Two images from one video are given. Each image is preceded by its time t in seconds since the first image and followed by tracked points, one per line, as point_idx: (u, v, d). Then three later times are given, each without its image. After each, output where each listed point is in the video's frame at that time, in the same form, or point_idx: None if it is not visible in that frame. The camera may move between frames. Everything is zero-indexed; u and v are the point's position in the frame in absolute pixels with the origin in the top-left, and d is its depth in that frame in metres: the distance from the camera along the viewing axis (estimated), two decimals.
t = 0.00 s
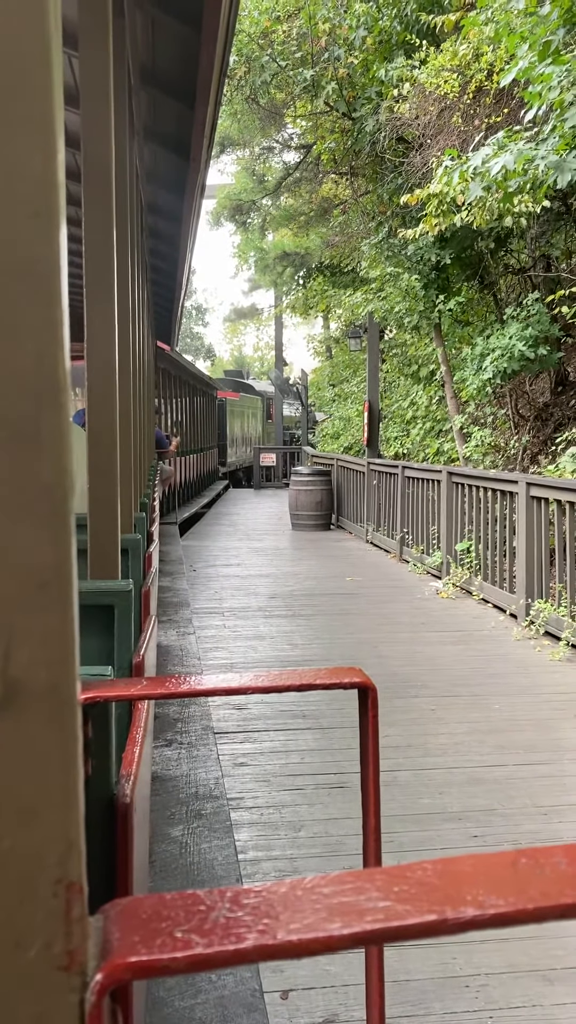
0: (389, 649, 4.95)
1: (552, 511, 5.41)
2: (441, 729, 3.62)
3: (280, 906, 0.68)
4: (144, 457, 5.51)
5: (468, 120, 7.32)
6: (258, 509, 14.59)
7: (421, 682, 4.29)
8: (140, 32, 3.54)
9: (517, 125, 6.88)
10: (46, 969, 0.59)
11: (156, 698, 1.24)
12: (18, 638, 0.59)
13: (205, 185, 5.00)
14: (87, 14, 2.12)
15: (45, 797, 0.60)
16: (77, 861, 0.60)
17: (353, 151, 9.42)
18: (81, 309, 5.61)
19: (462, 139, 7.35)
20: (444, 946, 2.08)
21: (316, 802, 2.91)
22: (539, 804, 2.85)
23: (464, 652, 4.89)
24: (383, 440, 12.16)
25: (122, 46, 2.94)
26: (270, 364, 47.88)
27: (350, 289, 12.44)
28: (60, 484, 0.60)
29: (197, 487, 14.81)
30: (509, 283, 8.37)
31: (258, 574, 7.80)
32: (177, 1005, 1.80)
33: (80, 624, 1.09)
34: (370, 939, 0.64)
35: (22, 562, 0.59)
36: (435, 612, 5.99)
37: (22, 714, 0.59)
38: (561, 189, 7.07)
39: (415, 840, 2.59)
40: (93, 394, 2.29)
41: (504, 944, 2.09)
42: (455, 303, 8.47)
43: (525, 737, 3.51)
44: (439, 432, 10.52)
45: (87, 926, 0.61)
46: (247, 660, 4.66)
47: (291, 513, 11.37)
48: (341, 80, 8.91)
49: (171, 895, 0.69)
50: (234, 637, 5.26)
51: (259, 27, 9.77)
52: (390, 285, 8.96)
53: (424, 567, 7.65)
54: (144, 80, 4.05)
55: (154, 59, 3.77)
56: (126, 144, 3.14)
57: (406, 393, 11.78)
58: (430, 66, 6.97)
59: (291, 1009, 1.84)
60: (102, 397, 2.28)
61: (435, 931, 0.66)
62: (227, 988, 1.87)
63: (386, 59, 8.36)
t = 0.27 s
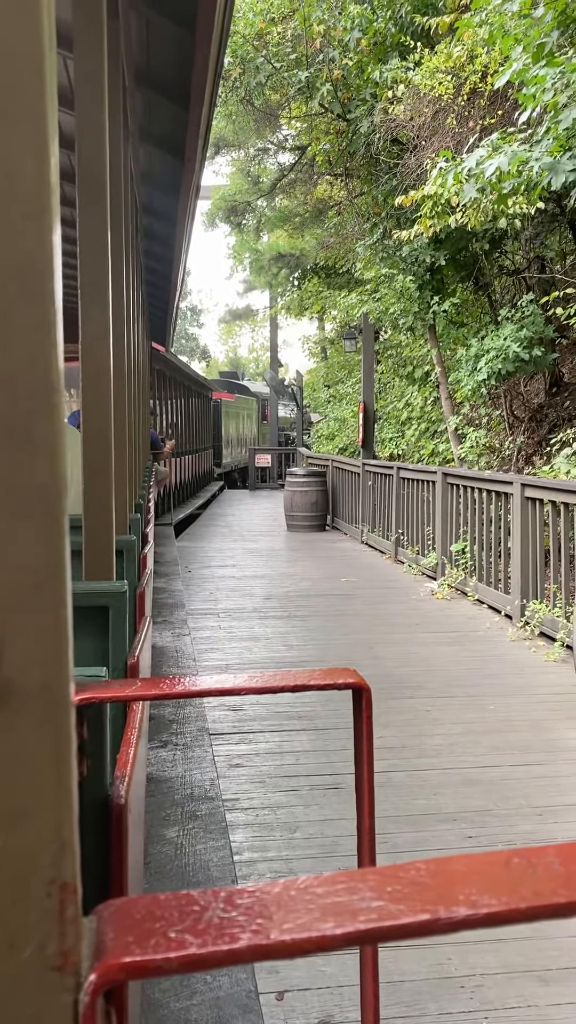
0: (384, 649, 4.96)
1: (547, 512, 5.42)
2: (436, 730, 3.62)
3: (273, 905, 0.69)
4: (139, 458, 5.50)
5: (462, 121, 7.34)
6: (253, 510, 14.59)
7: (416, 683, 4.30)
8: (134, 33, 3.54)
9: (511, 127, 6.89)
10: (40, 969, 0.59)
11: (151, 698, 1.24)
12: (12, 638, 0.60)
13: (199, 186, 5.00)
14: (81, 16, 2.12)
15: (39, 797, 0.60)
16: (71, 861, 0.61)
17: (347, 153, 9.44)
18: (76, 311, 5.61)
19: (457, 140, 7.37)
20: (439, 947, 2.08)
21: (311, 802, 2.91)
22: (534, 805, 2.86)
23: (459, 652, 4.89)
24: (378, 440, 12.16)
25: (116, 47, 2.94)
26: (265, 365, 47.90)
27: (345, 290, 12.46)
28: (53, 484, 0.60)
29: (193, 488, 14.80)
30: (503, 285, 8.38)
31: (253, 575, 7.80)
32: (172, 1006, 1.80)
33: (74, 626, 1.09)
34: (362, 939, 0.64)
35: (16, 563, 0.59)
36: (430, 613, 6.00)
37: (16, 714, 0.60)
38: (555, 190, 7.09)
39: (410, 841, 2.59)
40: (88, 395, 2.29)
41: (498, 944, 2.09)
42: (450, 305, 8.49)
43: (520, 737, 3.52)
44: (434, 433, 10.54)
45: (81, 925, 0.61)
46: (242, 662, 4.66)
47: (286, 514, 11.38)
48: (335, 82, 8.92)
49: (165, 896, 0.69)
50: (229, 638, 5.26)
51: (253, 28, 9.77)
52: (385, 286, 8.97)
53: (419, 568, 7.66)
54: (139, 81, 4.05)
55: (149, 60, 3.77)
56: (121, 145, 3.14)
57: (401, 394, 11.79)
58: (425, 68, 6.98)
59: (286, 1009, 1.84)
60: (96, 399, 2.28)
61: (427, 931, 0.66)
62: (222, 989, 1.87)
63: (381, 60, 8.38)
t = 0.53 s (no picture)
0: (379, 650, 4.96)
1: (541, 512, 5.42)
2: (432, 730, 3.62)
3: (272, 906, 0.68)
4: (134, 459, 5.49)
5: (457, 121, 7.35)
6: (248, 510, 14.58)
7: (411, 683, 4.30)
8: (129, 32, 3.53)
9: (506, 127, 6.90)
10: (39, 971, 0.59)
11: (148, 699, 1.24)
12: (10, 637, 0.59)
13: (195, 187, 5.00)
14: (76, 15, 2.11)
15: (37, 797, 0.59)
16: (70, 862, 0.60)
17: (342, 153, 9.44)
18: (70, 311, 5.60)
19: (451, 141, 7.37)
20: (436, 947, 2.08)
21: (307, 803, 2.91)
22: (529, 805, 2.86)
23: (455, 653, 4.90)
24: (373, 441, 12.17)
25: (111, 47, 2.94)
26: (259, 365, 47.88)
27: (339, 291, 12.46)
28: (51, 484, 0.60)
29: (187, 489, 14.79)
30: (498, 285, 8.40)
31: (248, 576, 7.79)
32: (168, 1007, 1.79)
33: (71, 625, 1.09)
34: (362, 939, 0.64)
35: (14, 563, 0.59)
36: (425, 613, 6.00)
37: (13, 716, 0.59)
38: (550, 191, 7.10)
39: (406, 841, 2.59)
40: (82, 395, 2.28)
41: (494, 944, 2.09)
42: (445, 305, 8.50)
43: (516, 737, 3.52)
44: (429, 434, 10.55)
45: (79, 928, 0.60)
46: (237, 662, 4.66)
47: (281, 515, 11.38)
48: (330, 82, 8.92)
49: (164, 896, 0.69)
50: (224, 639, 5.25)
51: (248, 28, 9.76)
52: (380, 286, 8.97)
53: (414, 568, 7.67)
54: (134, 81, 4.04)
55: (143, 59, 3.77)
56: (116, 145, 3.13)
57: (396, 395, 11.80)
58: (419, 68, 6.98)
59: (282, 1010, 1.84)
60: (92, 399, 2.28)
61: (427, 931, 0.66)
62: (218, 990, 1.87)
63: (376, 60, 8.38)
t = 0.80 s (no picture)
0: (374, 648, 4.96)
1: (536, 510, 5.43)
2: (427, 728, 3.62)
3: (266, 902, 0.68)
4: (128, 458, 5.48)
5: (451, 120, 7.35)
6: (243, 510, 14.57)
7: (406, 681, 4.30)
8: (122, 29, 3.51)
9: (499, 126, 6.91)
10: (29, 970, 0.58)
11: (141, 697, 1.23)
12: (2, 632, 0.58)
13: (189, 186, 4.98)
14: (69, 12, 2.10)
15: (28, 794, 0.59)
16: (61, 859, 0.59)
17: (336, 151, 9.44)
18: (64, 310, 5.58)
19: (445, 139, 7.37)
20: (431, 945, 2.08)
21: (302, 801, 2.91)
22: (525, 803, 2.86)
23: (450, 651, 4.90)
24: (368, 440, 12.18)
25: (104, 44, 2.93)
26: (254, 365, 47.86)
27: (334, 289, 12.46)
28: (42, 480, 0.59)
29: (182, 488, 14.77)
30: (492, 284, 8.41)
31: (243, 575, 7.78)
32: (163, 1006, 1.79)
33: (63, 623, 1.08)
34: (357, 936, 0.63)
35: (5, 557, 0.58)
36: (420, 612, 6.01)
37: (3, 713, 0.58)
38: (544, 190, 7.11)
39: (401, 839, 2.59)
40: (76, 393, 2.27)
41: (490, 942, 2.09)
42: (439, 304, 8.50)
43: (511, 735, 3.52)
44: (424, 432, 10.56)
45: (71, 925, 0.60)
46: (232, 661, 4.65)
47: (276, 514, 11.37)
48: (324, 81, 8.92)
49: (156, 894, 0.69)
50: (219, 638, 5.24)
51: (242, 27, 9.75)
52: (374, 285, 8.97)
53: (409, 567, 7.67)
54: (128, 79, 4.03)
55: (136, 57, 3.75)
56: (109, 143, 3.12)
57: (391, 394, 11.80)
58: (413, 67, 6.98)
59: (278, 1009, 1.83)
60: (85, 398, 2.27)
61: (422, 927, 0.65)
62: (214, 989, 1.86)
63: (369, 59, 8.37)
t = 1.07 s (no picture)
0: (370, 646, 4.97)
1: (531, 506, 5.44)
2: (423, 725, 3.63)
3: (261, 902, 0.68)
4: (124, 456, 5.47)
5: (445, 117, 7.35)
6: (238, 507, 14.56)
7: (402, 678, 4.31)
8: (115, 26, 3.50)
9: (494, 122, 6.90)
10: (23, 971, 0.58)
11: (136, 696, 1.23)
12: None
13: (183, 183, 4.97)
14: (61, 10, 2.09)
15: (22, 793, 0.59)
16: (55, 861, 0.59)
17: (331, 148, 9.43)
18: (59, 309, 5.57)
19: (440, 136, 7.37)
20: (427, 941, 2.09)
21: (299, 799, 2.91)
22: (520, 799, 2.87)
23: (446, 648, 4.91)
24: (364, 437, 12.18)
25: (97, 41, 2.92)
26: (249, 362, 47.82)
27: (329, 286, 12.45)
28: (33, 480, 0.59)
29: (178, 486, 14.76)
30: (487, 280, 8.42)
31: (239, 572, 7.78)
32: (160, 1004, 1.79)
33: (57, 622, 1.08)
34: (351, 933, 0.64)
35: None
36: (416, 609, 6.01)
37: None
38: (538, 186, 7.11)
39: (397, 836, 2.59)
40: (71, 392, 2.27)
41: (486, 938, 2.10)
42: (434, 300, 8.50)
43: (507, 731, 3.53)
44: (419, 429, 10.57)
45: (64, 926, 0.60)
46: (228, 659, 4.65)
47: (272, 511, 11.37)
48: (318, 77, 8.91)
49: (150, 893, 0.69)
50: (215, 636, 5.24)
51: (236, 23, 9.72)
52: (369, 282, 8.96)
53: (405, 564, 7.67)
54: (121, 76, 4.02)
55: (130, 53, 3.74)
56: (103, 141, 3.11)
57: (386, 391, 11.81)
58: (407, 63, 6.96)
59: (275, 1006, 1.84)
60: (80, 396, 2.26)
61: (416, 926, 0.65)
62: (211, 986, 1.86)
63: (364, 56, 8.36)
